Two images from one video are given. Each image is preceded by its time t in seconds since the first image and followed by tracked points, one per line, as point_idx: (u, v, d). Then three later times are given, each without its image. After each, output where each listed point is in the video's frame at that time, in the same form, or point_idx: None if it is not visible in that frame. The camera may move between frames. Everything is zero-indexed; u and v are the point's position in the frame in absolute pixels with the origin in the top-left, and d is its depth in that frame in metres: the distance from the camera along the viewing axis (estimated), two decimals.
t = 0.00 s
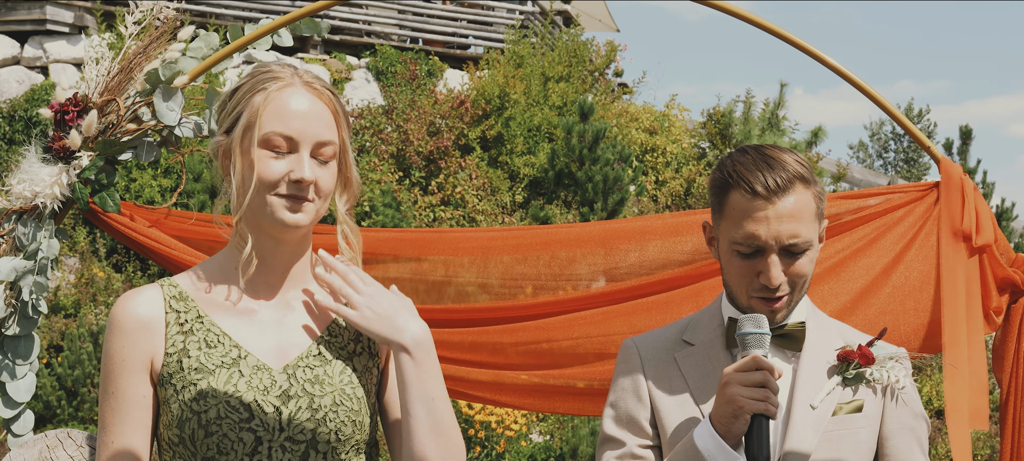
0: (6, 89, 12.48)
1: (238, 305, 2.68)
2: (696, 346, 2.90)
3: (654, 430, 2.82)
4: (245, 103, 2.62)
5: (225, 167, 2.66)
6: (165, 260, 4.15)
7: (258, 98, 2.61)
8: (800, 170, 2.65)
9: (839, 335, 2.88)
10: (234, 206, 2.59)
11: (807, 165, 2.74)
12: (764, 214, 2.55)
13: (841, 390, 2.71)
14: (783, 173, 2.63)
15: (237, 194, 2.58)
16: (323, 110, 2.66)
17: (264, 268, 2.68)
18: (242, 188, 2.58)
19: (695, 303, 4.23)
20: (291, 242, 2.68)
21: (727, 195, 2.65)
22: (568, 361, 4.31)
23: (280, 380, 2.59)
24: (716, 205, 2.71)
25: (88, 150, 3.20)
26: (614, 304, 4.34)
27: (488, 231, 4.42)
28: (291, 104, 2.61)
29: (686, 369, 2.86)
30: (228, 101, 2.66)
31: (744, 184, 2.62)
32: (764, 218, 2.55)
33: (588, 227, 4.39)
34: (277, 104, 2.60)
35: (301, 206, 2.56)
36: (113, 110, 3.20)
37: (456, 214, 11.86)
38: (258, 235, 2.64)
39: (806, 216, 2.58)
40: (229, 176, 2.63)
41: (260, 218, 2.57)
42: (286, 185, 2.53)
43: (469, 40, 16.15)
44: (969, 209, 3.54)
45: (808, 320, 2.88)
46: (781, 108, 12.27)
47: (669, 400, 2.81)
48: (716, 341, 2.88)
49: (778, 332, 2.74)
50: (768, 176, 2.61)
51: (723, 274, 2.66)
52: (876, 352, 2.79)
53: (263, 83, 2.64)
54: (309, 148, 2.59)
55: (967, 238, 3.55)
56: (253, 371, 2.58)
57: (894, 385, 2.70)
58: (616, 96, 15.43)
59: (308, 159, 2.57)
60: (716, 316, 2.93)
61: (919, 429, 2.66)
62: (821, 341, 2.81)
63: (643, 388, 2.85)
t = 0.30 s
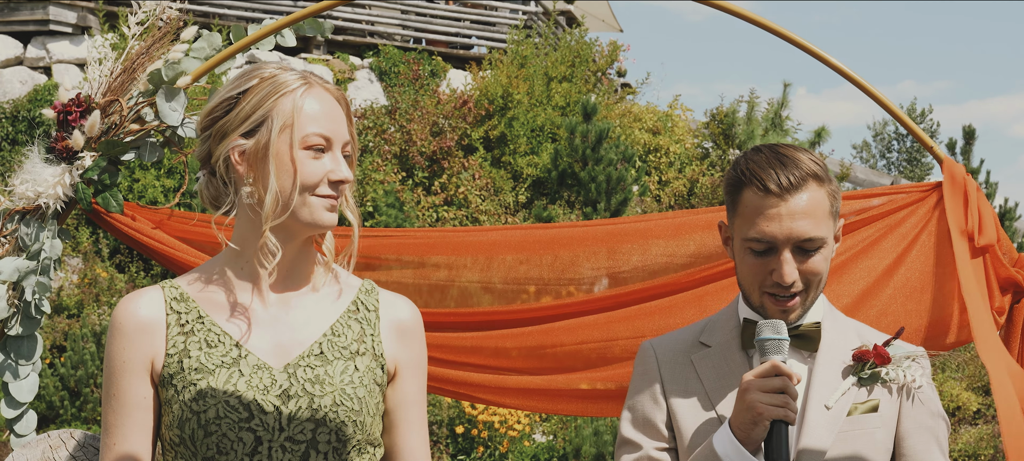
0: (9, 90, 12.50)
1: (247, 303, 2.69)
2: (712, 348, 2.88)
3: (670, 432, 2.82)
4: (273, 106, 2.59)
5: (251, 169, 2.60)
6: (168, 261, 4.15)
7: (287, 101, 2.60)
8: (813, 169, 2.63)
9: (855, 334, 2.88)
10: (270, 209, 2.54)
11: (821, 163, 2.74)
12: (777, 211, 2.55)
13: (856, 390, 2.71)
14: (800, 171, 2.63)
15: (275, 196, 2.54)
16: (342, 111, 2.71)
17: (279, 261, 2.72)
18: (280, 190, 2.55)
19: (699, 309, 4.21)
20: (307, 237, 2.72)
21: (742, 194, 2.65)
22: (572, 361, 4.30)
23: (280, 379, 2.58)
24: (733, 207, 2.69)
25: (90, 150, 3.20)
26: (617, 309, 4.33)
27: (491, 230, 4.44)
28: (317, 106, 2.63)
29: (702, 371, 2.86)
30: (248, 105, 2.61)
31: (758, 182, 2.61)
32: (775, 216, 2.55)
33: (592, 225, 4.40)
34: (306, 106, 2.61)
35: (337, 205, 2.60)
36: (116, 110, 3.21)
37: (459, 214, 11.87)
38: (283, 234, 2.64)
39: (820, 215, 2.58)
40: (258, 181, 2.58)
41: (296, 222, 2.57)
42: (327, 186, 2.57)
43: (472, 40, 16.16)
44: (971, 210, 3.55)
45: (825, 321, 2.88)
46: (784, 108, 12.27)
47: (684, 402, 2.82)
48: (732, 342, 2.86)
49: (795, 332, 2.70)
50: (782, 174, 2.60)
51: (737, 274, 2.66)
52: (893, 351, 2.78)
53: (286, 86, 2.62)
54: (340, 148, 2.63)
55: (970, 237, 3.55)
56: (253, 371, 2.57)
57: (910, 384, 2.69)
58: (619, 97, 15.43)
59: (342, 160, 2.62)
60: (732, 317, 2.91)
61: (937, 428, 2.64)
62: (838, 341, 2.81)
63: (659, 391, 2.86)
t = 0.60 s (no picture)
0: (9, 89, 12.50)
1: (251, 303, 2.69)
2: (726, 350, 2.87)
3: (683, 435, 2.81)
4: (277, 108, 2.58)
5: (256, 172, 2.61)
6: (165, 260, 4.14)
7: (291, 103, 2.59)
8: (825, 169, 2.62)
9: (868, 336, 2.86)
10: (278, 212, 2.55)
11: (835, 163, 2.72)
12: (788, 210, 2.55)
13: (868, 392, 2.70)
14: (812, 171, 2.61)
15: (281, 199, 2.55)
16: (346, 112, 2.70)
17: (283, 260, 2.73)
18: (285, 193, 2.55)
19: (694, 307, 4.19)
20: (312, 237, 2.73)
21: (753, 193, 2.64)
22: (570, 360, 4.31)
23: (277, 378, 2.58)
24: (744, 206, 2.69)
25: (87, 149, 3.20)
26: (615, 309, 4.34)
27: (490, 229, 4.43)
28: (321, 108, 2.62)
29: (715, 374, 2.85)
30: (252, 107, 2.60)
31: (770, 181, 2.60)
32: (787, 214, 2.55)
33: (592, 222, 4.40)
34: (310, 108, 2.60)
35: (342, 207, 2.61)
36: (112, 110, 3.19)
37: (459, 214, 11.87)
38: (289, 235, 2.66)
39: (832, 214, 2.57)
40: (264, 183, 2.59)
41: (301, 224, 2.57)
42: (332, 188, 2.56)
43: (472, 39, 16.15)
44: (967, 210, 3.56)
45: (838, 322, 2.86)
46: (784, 108, 12.27)
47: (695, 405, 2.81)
48: (745, 345, 2.85)
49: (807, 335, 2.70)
50: (793, 173, 2.59)
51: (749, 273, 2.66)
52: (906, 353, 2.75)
53: (291, 88, 2.61)
54: (345, 150, 2.62)
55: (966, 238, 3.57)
56: (250, 369, 2.57)
57: (922, 387, 2.67)
58: (619, 96, 15.42)
59: (347, 162, 2.61)
60: (745, 320, 2.90)
61: (949, 431, 2.63)
62: (849, 342, 2.80)
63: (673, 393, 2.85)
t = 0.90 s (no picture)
0: (9, 89, 12.51)
1: (251, 306, 2.69)
2: (729, 349, 2.88)
3: (686, 434, 2.82)
4: (278, 108, 2.58)
5: (256, 171, 2.61)
6: (162, 259, 4.14)
7: (292, 103, 2.59)
8: (826, 170, 2.63)
9: (871, 336, 2.87)
10: (276, 211, 2.55)
11: (837, 165, 2.73)
12: (788, 212, 2.55)
13: (870, 392, 2.70)
14: (812, 172, 2.63)
15: (280, 198, 2.55)
16: (348, 113, 2.70)
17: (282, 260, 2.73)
18: (284, 192, 2.55)
19: (692, 307, 4.20)
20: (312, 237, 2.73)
21: (754, 195, 2.65)
22: (569, 359, 4.32)
23: (277, 378, 2.58)
24: (745, 208, 2.69)
25: (85, 148, 3.21)
26: (613, 308, 4.35)
27: (489, 230, 4.44)
28: (322, 108, 2.62)
29: (718, 373, 2.85)
30: (252, 106, 2.61)
31: (770, 183, 2.61)
32: (786, 216, 2.56)
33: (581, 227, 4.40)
34: (311, 108, 2.60)
35: (341, 207, 2.61)
36: (109, 109, 3.21)
37: (458, 214, 11.89)
38: (288, 235, 2.66)
39: (833, 215, 2.57)
40: (263, 183, 2.60)
41: (300, 223, 2.58)
42: (332, 188, 2.57)
43: (472, 39, 16.16)
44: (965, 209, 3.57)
45: (841, 322, 2.87)
46: (784, 108, 12.28)
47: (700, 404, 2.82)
48: (748, 344, 2.86)
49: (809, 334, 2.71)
50: (794, 175, 2.60)
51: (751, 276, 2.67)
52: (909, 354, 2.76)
53: (291, 87, 2.61)
54: (345, 150, 2.63)
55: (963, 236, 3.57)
56: (250, 369, 2.57)
57: (925, 387, 2.66)
58: (619, 96, 15.43)
59: (347, 161, 2.61)
60: (747, 319, 2.91)
61: (953, 431, 2.63)
62: (852, 342, 2.81)
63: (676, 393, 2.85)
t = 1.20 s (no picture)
0: (9, 89, 12.51)
1: (246, 302, 2.70)
2: (717, 344, 2.89)
3: (675, 429, 2.82)
4: (274, 104, 2.59)
5: (254, 168, 2.62)
6: (163, 256, 4.15)
7: (288, 99, 2.60)
8: (808, 163, 2.64)
9: (859, 330, 2.87)
10: (271, 207, 2.56)
11: (820, 158, 2.73)
12: (770, 207, 2.56)
13: (859, 385, 2.70)
14: (794, 166, 2.63)
15: (275, 194, 2.56)
16: (345, 107, 2.71)
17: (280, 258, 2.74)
18: (279, 188, 2.56)
19: (691, 305, 4.21)
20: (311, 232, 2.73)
21: (736, 190, 2.66)
22: (570, 356, 4.33)
23: (278, 373, 2.59)
24: (728, 204, 2.70)
25: (85, 145, 3.22)
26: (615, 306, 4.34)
27: (489, 228, 4.45)
28: (319, 104, 2.62)
29: (707, 368, 2.86)
30: (249, 103, 2.61)
31: (751, 178, 2.62)
32: (767, 211, 2.56)
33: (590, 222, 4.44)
34: (307, 104, 2.61)
35: (340, 202, 2.62)
36: (110, 106, 3.22)
37: (459, 213, 11.89)
38: (284, 231, 2.67)
39: (816, 208, 2.58)
40: (261, 179, 2.61)
41: (296, 218, 2.59)
42: (329, 183, 2.58)
43: (472, 39, 16.16)
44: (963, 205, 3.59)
45: (829, 315, 2.88)
46: (784, 107, 12.29)
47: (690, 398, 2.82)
48: (736, 338, 2.87)
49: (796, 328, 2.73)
50: (774, 170, 2.61)
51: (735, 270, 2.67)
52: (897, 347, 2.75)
53: (287, 83, 2.61)
54: (341, 144, 2.64)
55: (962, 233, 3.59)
56: (251, 365, 2.59)
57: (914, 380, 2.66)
58: (620, 96, 15.43)
59: (343, 156, 2.62)
60: (736, 314, 2.93)
61: (942, 425, 2.62)
62: (840, 336, 2.81)
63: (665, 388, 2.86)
